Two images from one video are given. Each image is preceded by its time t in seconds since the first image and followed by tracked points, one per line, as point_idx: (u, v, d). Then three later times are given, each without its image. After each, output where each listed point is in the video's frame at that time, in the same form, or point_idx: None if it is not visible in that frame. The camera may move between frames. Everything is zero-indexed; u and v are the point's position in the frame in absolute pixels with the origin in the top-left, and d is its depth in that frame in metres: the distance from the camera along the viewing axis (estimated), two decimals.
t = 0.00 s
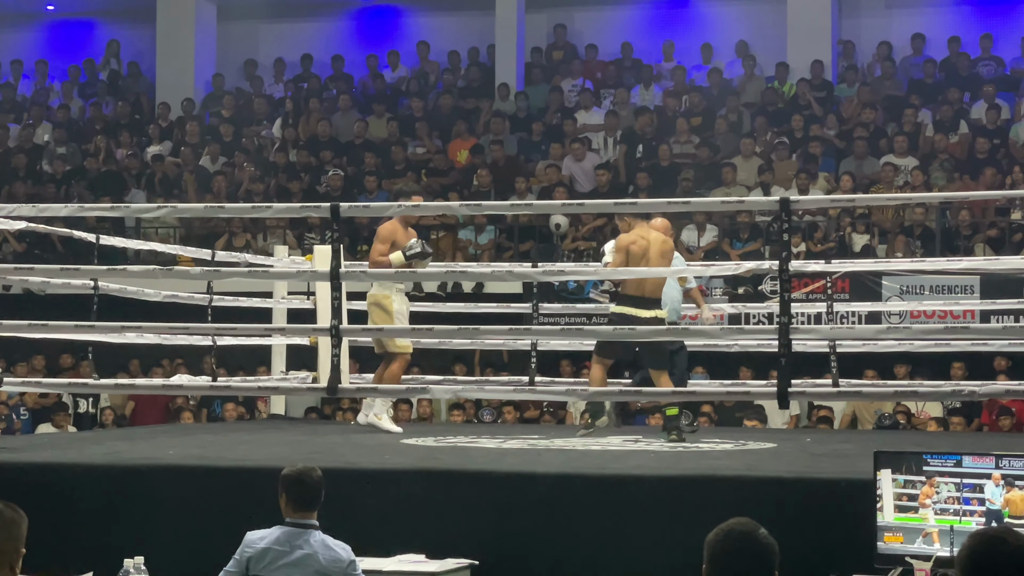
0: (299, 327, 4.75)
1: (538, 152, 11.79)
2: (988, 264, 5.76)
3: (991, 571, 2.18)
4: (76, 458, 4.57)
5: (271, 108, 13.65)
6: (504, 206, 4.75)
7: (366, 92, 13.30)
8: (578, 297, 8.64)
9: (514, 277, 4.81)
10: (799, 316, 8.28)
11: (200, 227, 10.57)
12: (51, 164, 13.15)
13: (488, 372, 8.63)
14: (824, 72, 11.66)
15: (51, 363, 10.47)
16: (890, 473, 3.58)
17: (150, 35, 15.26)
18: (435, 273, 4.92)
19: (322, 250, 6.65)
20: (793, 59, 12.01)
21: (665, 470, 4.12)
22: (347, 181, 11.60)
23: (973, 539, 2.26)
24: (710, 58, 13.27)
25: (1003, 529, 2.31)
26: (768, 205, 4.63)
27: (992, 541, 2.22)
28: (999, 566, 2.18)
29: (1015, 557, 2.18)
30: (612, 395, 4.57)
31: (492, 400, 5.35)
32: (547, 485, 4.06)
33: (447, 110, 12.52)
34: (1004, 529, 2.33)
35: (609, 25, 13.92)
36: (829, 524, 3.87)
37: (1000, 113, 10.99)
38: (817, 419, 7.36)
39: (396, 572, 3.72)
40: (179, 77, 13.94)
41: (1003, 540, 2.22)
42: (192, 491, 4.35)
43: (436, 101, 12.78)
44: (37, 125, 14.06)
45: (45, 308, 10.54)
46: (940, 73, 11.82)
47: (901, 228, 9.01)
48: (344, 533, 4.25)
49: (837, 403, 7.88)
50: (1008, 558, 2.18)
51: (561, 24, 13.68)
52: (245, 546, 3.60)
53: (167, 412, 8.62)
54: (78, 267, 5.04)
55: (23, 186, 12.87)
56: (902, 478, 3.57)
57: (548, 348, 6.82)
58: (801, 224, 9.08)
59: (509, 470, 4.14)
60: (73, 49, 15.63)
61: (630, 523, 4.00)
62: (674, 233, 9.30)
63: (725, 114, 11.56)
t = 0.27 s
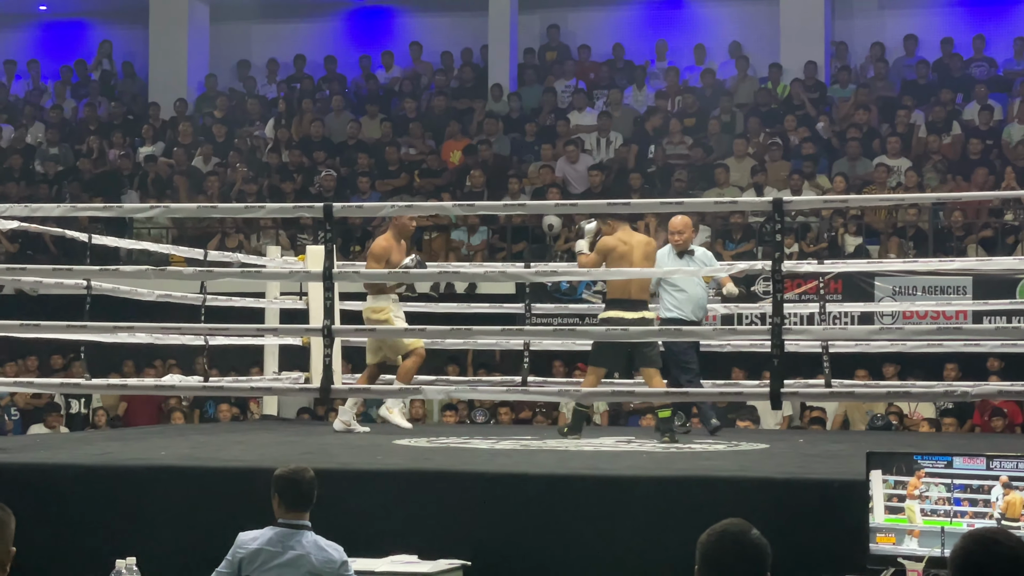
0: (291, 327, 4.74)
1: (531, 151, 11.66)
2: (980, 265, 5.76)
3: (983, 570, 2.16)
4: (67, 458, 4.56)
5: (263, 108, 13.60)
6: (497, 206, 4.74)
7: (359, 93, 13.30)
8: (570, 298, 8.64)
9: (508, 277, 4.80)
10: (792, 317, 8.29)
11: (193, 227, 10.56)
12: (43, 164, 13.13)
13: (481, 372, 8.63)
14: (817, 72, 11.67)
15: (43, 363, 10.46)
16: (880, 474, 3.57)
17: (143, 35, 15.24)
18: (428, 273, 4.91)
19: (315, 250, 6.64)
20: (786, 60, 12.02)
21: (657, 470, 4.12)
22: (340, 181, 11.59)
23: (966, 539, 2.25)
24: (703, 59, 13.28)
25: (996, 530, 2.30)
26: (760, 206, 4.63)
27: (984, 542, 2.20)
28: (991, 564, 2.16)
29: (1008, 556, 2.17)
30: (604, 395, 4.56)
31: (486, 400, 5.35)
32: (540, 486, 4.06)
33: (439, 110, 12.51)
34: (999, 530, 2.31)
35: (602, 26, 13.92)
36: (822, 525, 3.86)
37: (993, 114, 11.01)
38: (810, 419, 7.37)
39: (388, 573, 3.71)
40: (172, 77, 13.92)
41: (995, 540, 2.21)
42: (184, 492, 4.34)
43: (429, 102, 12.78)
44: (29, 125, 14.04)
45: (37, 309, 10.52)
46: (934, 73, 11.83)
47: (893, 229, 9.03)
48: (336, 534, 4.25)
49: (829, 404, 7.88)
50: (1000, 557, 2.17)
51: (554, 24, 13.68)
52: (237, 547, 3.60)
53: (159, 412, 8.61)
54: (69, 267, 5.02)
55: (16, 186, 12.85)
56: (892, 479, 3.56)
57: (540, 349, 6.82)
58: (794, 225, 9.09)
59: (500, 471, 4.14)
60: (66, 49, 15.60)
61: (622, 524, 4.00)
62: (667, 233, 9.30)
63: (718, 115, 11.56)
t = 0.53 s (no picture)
0: (284, 330, 4.73)
1: (524, 153, 11.76)
2: (973, 267, 5.77)
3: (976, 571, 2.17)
4: (58, 461, 4.54)
5: (257, 110, 13.56)
6: (490, 208, 4.73)
7: (352, 95, 13.31)
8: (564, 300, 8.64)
9: (501, 279, 4.80)
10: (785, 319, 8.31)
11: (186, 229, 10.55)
12: (36, 166, 13.11)
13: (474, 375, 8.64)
14: (811, 75, 11.69)
15: (36, 365, 10.45)
16: (869, 476, 3.58)
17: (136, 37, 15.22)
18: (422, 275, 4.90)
19: (308, 252, 6.63)
20: (779, 63, 12.03)
21: (649, 473, 4.12)
22: (333, 183, 11.59)
23: (960, 541, 2.25)
24: (696, 61, 13.30)
25: (989, 532, 2.31)
26: (753, 209, 4.63)
27: (978, 543, 2.21)
28: (985, 566, 2.17)
29: (1001, 558, 2.18)
30: (597, 398, 4.56)
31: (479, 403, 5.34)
32: (533, 489, 4.05)
33: (433, 113, 12.51)
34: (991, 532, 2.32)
35: (595, 28, 13.93)
36: (816, 527, 3.86)
37: (986, 117, 11.03)
38: (802, 422, 7.38)
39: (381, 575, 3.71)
40: (165, 79, 13.91)
41: (989, 542, 2.21)
42: (176, 494, 4.33)
43: (422, 104, 12.79)
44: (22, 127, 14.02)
45: (30, 311, 10.50)
46: (926, 76, 11.86)
47: (886, 231, 9.04)
48: (329, 537, 4.24)
49: (822, 406, 7.89)
50: (994, 558, 2.18)
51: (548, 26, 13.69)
52: (230, 548, 3.58)
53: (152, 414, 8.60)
54: (62, 269, 5.01)
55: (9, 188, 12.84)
56: (881, 481, 3.57)
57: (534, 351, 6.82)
58: (786, 227, 9.10)
59: (493, 473, 4.13)
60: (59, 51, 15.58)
61: (615, 526, 3.99)
62: (660, 235, 9.31)
63: (711, 117, 11.57)
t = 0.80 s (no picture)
0: (277, 330, 4.72)
1: (517, 154, 11.74)
2: (966, 268, 5.77)
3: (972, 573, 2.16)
4: (50, 462, 4.53)
5: (250, 111, 13.60)
6: (483, 208, 4.73)
7: (345, 95, 13.31)
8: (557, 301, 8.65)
9: (494, 280, 4.79)
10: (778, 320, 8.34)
11: (179, 230, 10.54)
12: (29, 166, 13.10)
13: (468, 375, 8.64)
14: (804, 75, 11.71)
15: (29, 366, 10.45)
16: (859, 476, 3.58)
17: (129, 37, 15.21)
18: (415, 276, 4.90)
19: (301, 253, 6.63)
20: (773, 64, 12.05)
21: (642, 473, 4.12)
22: (326, 184, 11.59)
23: (955, 542, 2.25)
24: (689, 62, 13.31)
25: (983, 532, 2.31)
26: (746, 209, 4.63)
27: (973, 544, 2.21)
28: (981, 568, 2.16)
29: (997, 560, 2.17)
30: (591, 398, 4.56)
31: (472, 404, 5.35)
32: (526, 489, 4.05)
33: (426, 114, 12.52)
34: (985, 531, 2.32)
35: (588, 29, 13.93)
36: (809, 528, 3.86)
37: (979, 118, 11.06)
38: (796, 422, 7.40)
39: None
40: (159, 79, 13.89)
41: (984, 542, 2.21)
42: (169, 495, 4.32)
43: (416, 104, 12.79)
44: (15, 127, 14.00)
45: (23, 311, 10.49)
46: (919, 76, 11.88)
47: (878, 232, 9.06)
48: (323, 537, 4.23)
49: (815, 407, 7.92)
50: (990, 559, 2.17)
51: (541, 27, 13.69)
52: (223, 549, 3.57)
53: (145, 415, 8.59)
54: (55, 269, 5.00)
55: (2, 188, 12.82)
56: (871, 481, 3.57)
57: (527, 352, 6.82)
58: (779, 228, 9.12)
59: (486, 473, 4.13)
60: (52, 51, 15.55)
61: (609, 525, 3.99)
62: (653, 236, 9.32)
63: (705, 118, 11.58)
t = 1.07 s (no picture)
0: (268, 326, 4.71)
1: (507, 151, 11.71)
2: (955, 264, 5.79)
3: (961, 568, 2.17)
4: (39, 458, 4.52)
5: (240, 107, 13.53)
6: (474, 205, 4.73)
7: (337, 92, 13.29)
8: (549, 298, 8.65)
9: (485, 276, 4.79)
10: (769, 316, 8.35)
11: (171, 226, 10.52)
12: (20, 163, 13.06)
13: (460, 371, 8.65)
14: (795, 72, 11.72)
15: (20, 363, 10.42)
16: (849, 472, 3.59)
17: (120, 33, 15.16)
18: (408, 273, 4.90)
19: (292, 250, 6.62)
20: (764, 60, 12.06)
21: (632, 469, 4.12)
22: (318, 180, 11.58)
23: (943, 539, 2.25)
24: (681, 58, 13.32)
25: (971, 529, 2.32)
26: (736, 205, 4.63)
27: (961, 540, 2.22)
28: (970, 562, 2.17)
29: (986, 553, 2.18)
30: (582, 394, 4.56)
31: (464, 400, 5.35)
32: (517, 485, 4.05)
33: (417, 110, 12.51)
34: (973, 527, 2.33)
35: (580, 25, 13.92)
36: (800, 524, 3.86)
37: (970, 114, 11.09)
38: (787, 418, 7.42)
39: (365, 572, 3.70)
40: (150, 75, 13.85)
41: (972, 537, 2.22)
42: (160, 491, 4.31)
43: (407, 101, 12.78)
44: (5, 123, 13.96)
45: (14, 308, 10.46)
46: (910, 73, 11.91)
47: (869, 228, 9.08)
48: (314, 534, 4.23)
49: (806, 403, 7.93)
50: (979, 553, 2.18)
51: (534, 24, 13.68)
52: (214, 546, 3.56)
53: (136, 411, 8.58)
54: (45, 265, 4.98)
55: None
56: (860, 477, 3.58)
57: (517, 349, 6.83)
58: (770, 225, 9.14)
59: (477, 469, 4.12)
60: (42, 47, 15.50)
61: (599, 521, 3.99)
62: (644, 232, 9.33)
63: (696, 114, 11.58)
